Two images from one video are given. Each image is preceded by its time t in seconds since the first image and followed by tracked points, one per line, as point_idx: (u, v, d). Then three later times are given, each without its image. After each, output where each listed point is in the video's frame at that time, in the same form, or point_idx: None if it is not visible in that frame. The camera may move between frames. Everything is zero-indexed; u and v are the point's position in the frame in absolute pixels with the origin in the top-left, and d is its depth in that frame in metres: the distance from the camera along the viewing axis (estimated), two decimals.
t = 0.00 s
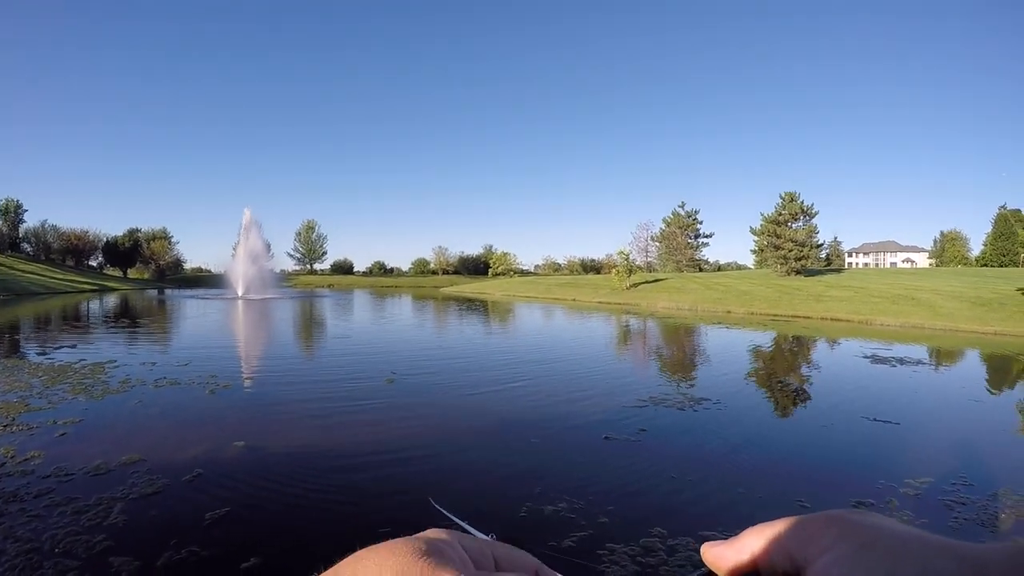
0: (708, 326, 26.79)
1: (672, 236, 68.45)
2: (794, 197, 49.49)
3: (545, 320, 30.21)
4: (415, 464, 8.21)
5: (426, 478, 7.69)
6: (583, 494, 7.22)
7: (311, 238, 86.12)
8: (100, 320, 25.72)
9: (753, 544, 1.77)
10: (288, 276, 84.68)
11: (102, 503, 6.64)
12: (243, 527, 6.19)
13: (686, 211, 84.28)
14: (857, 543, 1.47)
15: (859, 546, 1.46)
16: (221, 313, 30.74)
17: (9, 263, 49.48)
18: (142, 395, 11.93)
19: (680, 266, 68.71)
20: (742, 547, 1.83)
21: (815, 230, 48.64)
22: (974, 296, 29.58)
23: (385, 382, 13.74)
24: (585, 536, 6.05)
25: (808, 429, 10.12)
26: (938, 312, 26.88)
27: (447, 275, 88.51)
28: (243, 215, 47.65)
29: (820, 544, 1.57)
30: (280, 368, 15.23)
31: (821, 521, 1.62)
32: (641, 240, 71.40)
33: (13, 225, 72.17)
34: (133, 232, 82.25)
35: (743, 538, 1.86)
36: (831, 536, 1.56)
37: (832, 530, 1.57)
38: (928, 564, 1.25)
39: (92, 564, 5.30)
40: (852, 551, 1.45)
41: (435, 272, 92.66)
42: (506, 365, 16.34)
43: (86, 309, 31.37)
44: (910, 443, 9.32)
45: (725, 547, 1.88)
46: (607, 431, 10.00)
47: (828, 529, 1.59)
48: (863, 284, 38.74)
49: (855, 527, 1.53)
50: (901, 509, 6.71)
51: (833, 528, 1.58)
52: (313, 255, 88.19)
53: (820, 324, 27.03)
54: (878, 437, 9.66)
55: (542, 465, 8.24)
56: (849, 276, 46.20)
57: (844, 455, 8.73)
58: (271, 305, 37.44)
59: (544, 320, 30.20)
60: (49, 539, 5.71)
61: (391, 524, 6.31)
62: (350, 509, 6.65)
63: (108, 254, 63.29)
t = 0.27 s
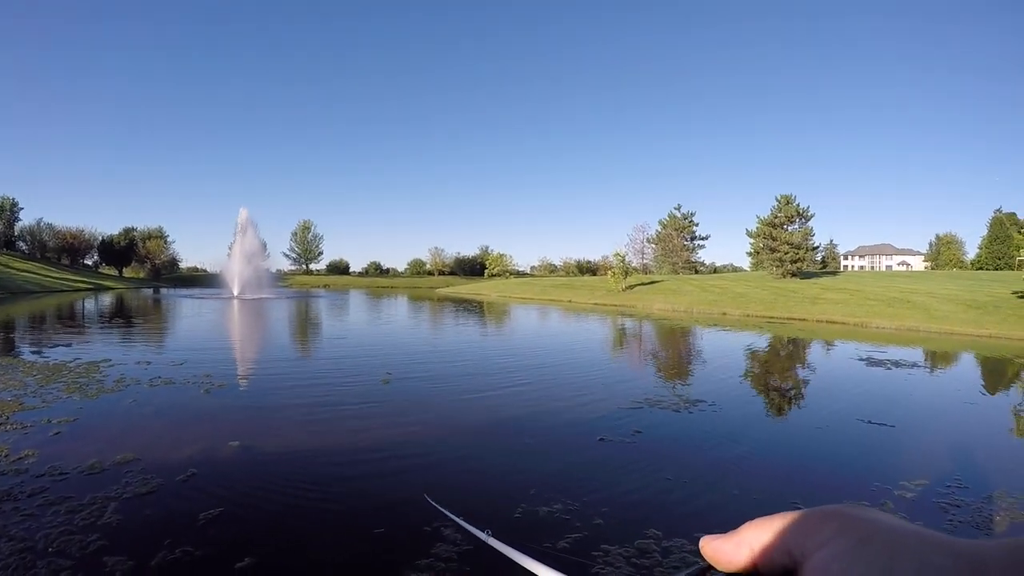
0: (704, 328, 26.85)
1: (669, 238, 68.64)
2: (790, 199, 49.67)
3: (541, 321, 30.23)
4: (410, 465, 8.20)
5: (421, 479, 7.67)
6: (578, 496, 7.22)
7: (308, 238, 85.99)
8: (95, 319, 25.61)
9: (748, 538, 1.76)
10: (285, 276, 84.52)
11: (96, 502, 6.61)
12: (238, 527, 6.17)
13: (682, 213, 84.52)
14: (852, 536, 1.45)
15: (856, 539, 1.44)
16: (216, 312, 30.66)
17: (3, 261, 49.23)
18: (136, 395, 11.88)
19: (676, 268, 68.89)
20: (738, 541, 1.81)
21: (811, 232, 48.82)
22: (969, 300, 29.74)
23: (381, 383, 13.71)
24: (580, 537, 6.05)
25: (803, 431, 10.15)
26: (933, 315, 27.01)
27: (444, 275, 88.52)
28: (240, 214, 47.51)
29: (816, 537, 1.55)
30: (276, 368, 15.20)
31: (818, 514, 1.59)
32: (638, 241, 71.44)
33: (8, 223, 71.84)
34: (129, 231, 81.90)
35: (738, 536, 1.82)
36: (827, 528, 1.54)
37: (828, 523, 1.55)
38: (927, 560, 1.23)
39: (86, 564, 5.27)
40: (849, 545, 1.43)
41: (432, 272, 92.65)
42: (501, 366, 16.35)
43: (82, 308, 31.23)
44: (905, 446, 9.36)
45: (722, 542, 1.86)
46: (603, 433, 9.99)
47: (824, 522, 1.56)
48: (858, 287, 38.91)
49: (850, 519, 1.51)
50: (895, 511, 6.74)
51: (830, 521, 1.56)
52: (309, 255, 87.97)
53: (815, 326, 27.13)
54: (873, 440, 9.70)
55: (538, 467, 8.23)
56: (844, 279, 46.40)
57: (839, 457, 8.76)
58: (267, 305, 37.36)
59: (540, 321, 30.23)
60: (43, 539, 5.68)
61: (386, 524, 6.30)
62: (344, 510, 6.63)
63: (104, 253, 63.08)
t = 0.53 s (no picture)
0: (703, 326, 26.87)
1: (667, 236, 68.65)
2: (789, 197, 49.67)
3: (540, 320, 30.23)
4: (410, 464, 8.19)
5: (420, 479, 7.67)
6: (577, 494, 7.22)
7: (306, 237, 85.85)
8: (93, 319, 25.56)
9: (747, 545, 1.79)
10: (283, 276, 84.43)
11: (96, 503, 6.61)
12: (237, 527, 6.17)
13: (681, 211, 84.54)
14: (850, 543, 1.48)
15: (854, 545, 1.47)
16: (215, 312, 30.63)
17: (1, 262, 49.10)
18: (135, 395, 11.86)
19: (675, 266, 68.92)
20: (734, 546, 1.84)
21: (809, 230, 48.83)
22: (968, 297, 29.77)
23: (379, 382, 13.72)
24: (579, 536, 6.06)
25: (803, 429, 10.16)
26: (932, 313, 27.03)
27: (443, 275, 88.47)
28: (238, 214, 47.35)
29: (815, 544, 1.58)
30: (274, 367, 15.18)
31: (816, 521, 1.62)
32: (636, 239, 71.46)
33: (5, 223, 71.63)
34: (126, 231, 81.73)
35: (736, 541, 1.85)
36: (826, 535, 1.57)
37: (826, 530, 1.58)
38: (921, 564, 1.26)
39: (86, 565, 5.27)
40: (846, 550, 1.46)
41: (430, 271, 92.57)
42: (499, 365, 16.35)
43: (80, 308, 31.18)
44: (904, 443, 9.39)
45: (719, 546, 1.90)
46: (601, 431, 10.00)
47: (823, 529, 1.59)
48: (857, 285, 38.94)
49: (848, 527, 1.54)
50: (894, 509, 6.76)
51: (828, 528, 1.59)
52: (308, 255, 87.81)
53: (814, 324, 27.17)
54: (872, 437, 9.72)
55: (538, 465, 8.24)
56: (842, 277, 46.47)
57: (839, 455, 8.77)
58: (266, 304, 37.32)
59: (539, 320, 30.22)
60: (42, 540, 5.67)
61: (386, 524, 6.30)
62: (344, 509, 6.63)
63: (102, 254, 62.96)
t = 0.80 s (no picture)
0: (702, 322, 26.87)
1: (667, 231, 68.74)
2: (789, 193, 49.58)
3: (539, 314, 30.22)
4: (410, 459, 8.20)
5: (419, 473, 7.67)
6: (576, 489, 7.25)
7: (306, 231, 85.84)
8: (93, 313, 25.55)
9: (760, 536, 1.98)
10: (282, 269, 84.37)
11: (96, 496, 6.63)
12: (236, 520, 6.18)
13: (681, 205, 84.48)
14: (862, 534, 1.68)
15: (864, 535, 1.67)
16: (214, 306, 30.64)
17: None
18: (135, 389, 11.88)
19: (675, 262, 68.88)
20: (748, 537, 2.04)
21: (810, 226, 48.73)
22: (969, 294, 29.74)
23: (378, 376, 13.73)
24: (577, 531, 6.08)
25: (802, 425, 10.19)
26: (933, 309, 27.02)
27: (442, 269, 88.47)
28: (236, 208, 47.17)
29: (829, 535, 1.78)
30: (274, 361, 15.20)
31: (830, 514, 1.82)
32: (636, 234, 71.32)
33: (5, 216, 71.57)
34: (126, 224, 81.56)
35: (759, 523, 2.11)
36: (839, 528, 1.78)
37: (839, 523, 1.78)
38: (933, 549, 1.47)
39: (86, 558, 5.29)
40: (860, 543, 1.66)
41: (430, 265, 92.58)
42: (498, 359, 16.36)
43: (79, 302, 31.16)
44: (904, 440, 9.41)
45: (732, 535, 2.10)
46: (601, 426, 10.03)
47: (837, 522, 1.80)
48: (857, 281, 38.89)
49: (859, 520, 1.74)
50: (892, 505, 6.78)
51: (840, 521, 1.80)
52: (307, 249, 87.68)
53: (813, 320, 27.15)
54: (873, 433, 9.75)
55: (537, 460, 8.26)
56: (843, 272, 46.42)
57: (838, 450, 8.80)
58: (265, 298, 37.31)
59: (538, 314, 30.21)
60: (43, 533, 5.70)
61: (385, 517, 6.32)
62: (343, 503, 6.65)
63: (102, 247, 62.89)
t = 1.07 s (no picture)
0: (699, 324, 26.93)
1: (664, 234, 68.97)
2: (786, 195, 49.77)
3: (536, 317, 30.26)
4: (407, 462, 8.18)
5: (416, 476, 7.66)
6: (573, 492, 7.25)
7: (303, 235, 85.82)
8: (90, 318, 25.50)
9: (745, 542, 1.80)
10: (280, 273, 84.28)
11: (93, 501, 6.60)
12: (234, 525, 6.16)
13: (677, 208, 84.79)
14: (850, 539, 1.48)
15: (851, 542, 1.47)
16: (211, 310, 30.59)
17: None
18: (132, 393, 11.85)
19: (672, 264, 69.05)
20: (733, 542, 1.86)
21: (806, 228, 48.92)
22: (964, 296, 29.89)
23: (375, 379, 13.72)
24: (575, 533, 6.07)
25: (799, 427, 10.21)
26: (929, 311, 27.13)
27: (439, 272, 88.52)
28: (234, 212, 47.11)
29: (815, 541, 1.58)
30: (271, 365, 15.19)
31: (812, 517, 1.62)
32: (633, 237, 71.55)
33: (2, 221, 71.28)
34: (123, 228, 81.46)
35: (736, 535, 1.85)
36: (825, 531, 1.57)
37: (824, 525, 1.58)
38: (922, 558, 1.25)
39: (83, 563, 5.26)
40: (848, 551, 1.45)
41: (427, 269, 92.63)
42: (495, 362, 16.37)
43: (76, 306, 31.07)
44: (901, 441, 9.44)
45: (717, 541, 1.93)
46: (598, 429, 10.02)
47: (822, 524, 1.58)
48: (854, 283, 39.02)
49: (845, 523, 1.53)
50: (889, 507, 6.80)
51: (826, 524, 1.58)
52: (304, 252, 87.65)
53: (810, 322, 27.24)
54: (870, 435, 9.78)
55: (534, 463, 8.25)
56: (839, 275, 46.63)
57: (835, 452, 8.81)
58: (262, 302, 37.27)
59: (535, 317, 30.25)
60: (40, 538, 5.66)
61: (382, 521, 6.31)
62: (341, 507, 6.64)
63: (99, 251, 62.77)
